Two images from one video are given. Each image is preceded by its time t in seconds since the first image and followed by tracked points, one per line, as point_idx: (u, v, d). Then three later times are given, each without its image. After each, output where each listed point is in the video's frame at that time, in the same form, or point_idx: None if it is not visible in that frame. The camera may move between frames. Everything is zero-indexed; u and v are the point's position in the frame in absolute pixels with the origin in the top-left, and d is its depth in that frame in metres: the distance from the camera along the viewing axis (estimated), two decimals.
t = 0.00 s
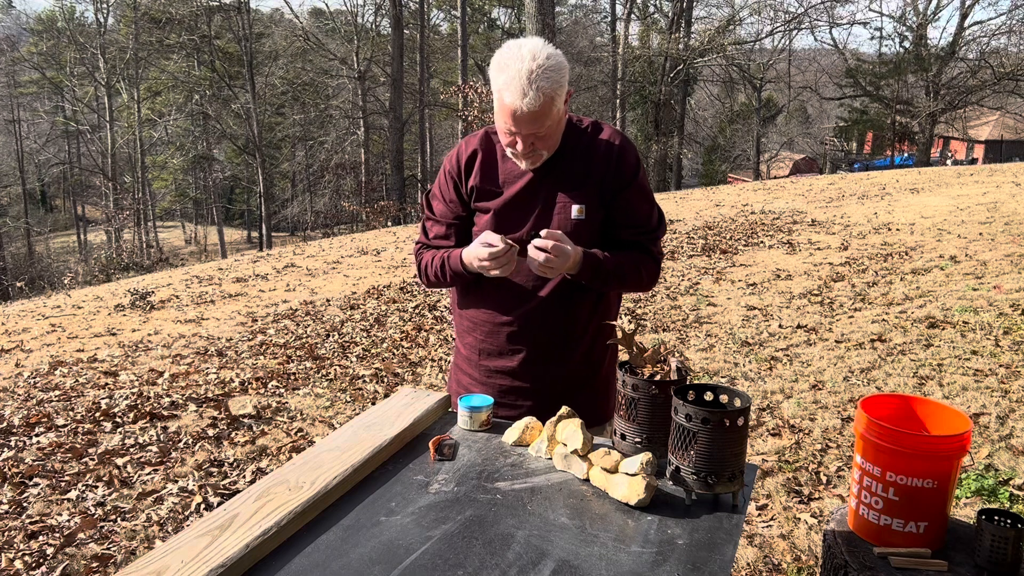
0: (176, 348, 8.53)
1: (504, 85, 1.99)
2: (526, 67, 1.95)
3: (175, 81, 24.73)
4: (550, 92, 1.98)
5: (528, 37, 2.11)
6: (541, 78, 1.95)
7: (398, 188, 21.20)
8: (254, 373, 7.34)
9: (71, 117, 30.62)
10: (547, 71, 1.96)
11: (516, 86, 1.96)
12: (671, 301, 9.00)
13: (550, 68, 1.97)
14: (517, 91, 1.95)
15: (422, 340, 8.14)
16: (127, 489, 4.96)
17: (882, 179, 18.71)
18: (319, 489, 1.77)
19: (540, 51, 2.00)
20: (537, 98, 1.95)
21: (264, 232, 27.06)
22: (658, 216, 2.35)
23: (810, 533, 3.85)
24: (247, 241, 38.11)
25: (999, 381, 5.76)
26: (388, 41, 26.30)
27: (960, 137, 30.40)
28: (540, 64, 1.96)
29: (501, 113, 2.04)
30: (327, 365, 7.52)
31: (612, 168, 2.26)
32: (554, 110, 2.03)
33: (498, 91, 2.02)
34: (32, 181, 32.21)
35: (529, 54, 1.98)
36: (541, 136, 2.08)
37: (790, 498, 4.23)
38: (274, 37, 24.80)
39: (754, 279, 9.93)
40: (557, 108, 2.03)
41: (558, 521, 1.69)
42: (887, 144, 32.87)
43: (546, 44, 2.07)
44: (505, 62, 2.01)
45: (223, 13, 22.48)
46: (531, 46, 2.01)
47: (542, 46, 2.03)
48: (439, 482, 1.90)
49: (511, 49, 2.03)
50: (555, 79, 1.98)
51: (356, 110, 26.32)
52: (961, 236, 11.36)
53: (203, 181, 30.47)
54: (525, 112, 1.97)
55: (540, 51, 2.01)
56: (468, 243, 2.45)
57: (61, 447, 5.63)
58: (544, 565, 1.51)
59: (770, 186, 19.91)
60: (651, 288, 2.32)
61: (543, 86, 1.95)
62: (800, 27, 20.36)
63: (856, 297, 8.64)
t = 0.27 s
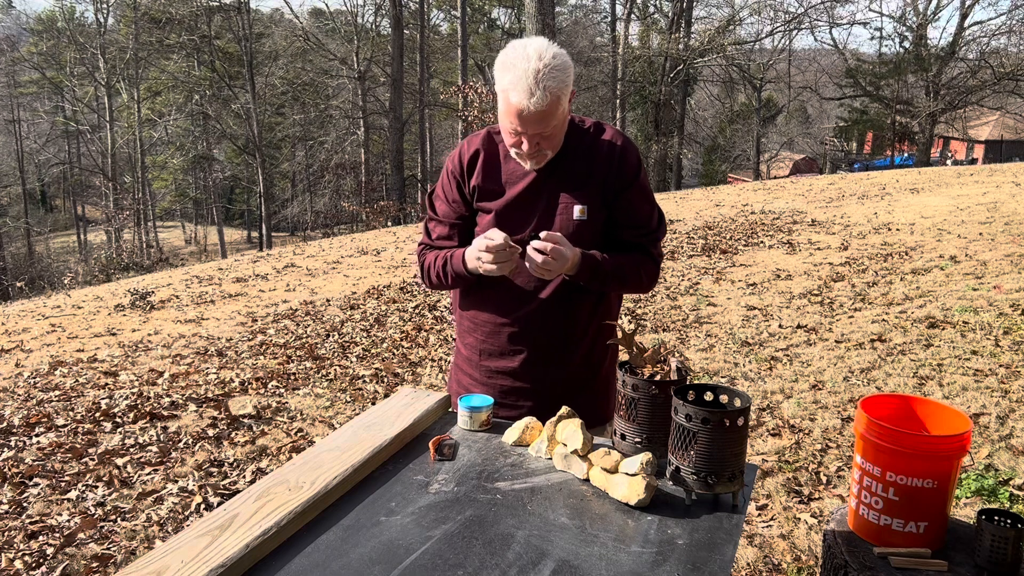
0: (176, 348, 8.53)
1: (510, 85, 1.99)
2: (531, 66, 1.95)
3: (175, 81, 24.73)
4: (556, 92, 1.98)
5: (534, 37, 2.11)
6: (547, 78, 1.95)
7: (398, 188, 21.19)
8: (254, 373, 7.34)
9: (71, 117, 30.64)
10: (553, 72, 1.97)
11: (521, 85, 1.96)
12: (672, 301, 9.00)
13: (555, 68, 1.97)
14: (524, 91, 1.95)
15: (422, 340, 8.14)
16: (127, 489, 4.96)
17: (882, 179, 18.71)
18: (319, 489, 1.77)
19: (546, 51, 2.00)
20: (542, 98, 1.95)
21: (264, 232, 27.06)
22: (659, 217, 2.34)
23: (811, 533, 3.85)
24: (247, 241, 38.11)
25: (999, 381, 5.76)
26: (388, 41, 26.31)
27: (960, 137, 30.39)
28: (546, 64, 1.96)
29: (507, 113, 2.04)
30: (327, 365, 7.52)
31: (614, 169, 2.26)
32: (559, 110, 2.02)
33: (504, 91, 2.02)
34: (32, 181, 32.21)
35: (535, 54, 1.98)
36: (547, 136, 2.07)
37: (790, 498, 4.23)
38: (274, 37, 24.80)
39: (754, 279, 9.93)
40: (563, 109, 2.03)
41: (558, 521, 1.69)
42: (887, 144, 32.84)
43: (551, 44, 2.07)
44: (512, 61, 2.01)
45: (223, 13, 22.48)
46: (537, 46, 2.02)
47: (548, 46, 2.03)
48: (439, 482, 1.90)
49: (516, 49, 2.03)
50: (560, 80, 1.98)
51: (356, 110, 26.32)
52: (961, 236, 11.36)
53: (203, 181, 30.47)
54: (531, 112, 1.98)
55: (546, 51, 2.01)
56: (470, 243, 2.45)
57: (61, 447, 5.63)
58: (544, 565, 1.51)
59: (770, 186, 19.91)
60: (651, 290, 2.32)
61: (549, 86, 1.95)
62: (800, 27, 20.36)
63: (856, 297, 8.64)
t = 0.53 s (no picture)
0: (176, 348, 8.53)
1: (513, 83, 1.99)
2: (535, 65, 1.95)
3: (175, 81, 24.73)
4: (559, 92, 1.98)
5: (537, 36, 2.11)
6: (550, 77, 1.95)
7: (398, 188, 21.19)
8: (254, 373, 7.34)
9: (71, 117, 30.66)
10: (556, 71, 1.96)
11: (524, 85, 1.96)
12: (671, 302, 9.00)
13: (558, 68, 1.97)
14: (527, 90, 1.95)
15: (422, 340, 8.14)
16: (127, 489, 4.96)
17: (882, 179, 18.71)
18: (318, 489, 1.77)
19: (550, 50, 2.00)
20: (545, 98, 1.95)
21: (264, 232, 27.06)
22: (658, 218, 2.34)
23: (811, 533, 3.85)
24: (247, 241, 38.11)
25: (999, 381, 5.76)
26: (388, 41, 26.31)
27: (960, 137, 30.38)
28: (549, 63, 1.96)
29: (509, 112, 2.04)
30: (327, 365, 7.52)
31: (614, 168, 2.26)
32: (561, 111, 2.02)
33: (506, 90, 2.02)
34: (32, 181, 32.20)
35: (539, 54, 1.98)
36: (548, 136, 2.07)
37: (790, 498, 4.23)
38: (274, 37, 24.81)
39: (754, 279, 9.93)
40: (565, 109, 2.03)
41: (559, 521, 1.69)
42: (887, 144, 32.86)
43: (554, 43, 2.07)
44: (515, 60, 2.01)
45: (223, 13, 22.47)
46: (541, 45, 2.02)
47: (551, 45, 2.03)
48: (439, 482, 1.90)
49: (520, 48, 2.04)
50: (563, 79, 1.98)
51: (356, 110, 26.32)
52: (961, 236, 11.36)
53: (204, 181, 30.47)
54: (533, 112, 1.98)
55: (549, 50, 2.01)
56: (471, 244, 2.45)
57: (61, 447, 5.63)
58: (545, 565, 1.51)
59: (770, 186, 19.92)
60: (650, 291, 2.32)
61: (552, 86, 1.95)
62: (800, 27, 20.36)
63: (856, 297, 8.64)
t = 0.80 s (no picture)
0: (176, 348, 8.53)
1: (513, 83, 1.99)
2: (535, 65, 1.95)
3: (175, 81, 24.74)
4: (559, 92, 1.98)
5: (537, 36, 2.11)
6: (551, 77, 1.95)
7: (398, 188, 21.18)
8: (254, 373, 7.34)
9: (71, 117, 30.69)
10: (556, 71, 1.97)
11: (524, 85, 1.96)
12: (671, 301, 9.00)
13: (558, 68, 1.97)
14: (527, 90, 1.95)
15: (422, 340, 8.14)
16: (127, 489, 4.96)
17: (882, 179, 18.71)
18: (318, 489, 1.77)
19: (549, 50, 2.00)
20: (546, 98, 1.95)
21: (264, 232, 27.06)
22: (657, 218, 2.34)
23: (810, 533, 3.86)
24: (247, 241, 38.10)
25: (999, 381, 5.76)
26: (388, 41, 26.32)
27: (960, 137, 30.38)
28: (550, 63, 1.96)
29: (510, 112, 2.04)
30: (326, 365, 7.52)
31: (613, 168, 2.26)
32: (561, 111, 2.02)
33: (506, 90, 2.02)
34: (32, 181, 32.20)
35: (539, 53, 1.98)
36: (548, 135, 2.08)
37: (790, 498, 4.23)
38: (274, 37, 24.80)
39: (754, 279, 9.93)
40: (564, 110, 2.03)
41: (559, 521, 1.69)
42: (887, 144, 32.87)
43: (554, 44, 2.07)
44: (515, 60, 2.01)
45: (223, 13, 22.47)
46: (541, 45, 2.02)
47: (551, 45, 2.03)
48: (439, 481, 1.90)
49: (520, 48, 2.04)
50: (563, 79, 1.98)
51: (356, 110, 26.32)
52: (961, 236, 11.36)
53: (203, 181, 30.47)
54: (533, 112, 1.98)
55: (549, 50, 2.01)
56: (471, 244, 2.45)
57: (61, 447, 5.63)
58: (544, 565, 1.51)
59: (770, 186, 19.92)
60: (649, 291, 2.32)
61: (553, 86, 1.95)
62: (800, 27, 20.36)
63: (856, 297, 8.64)
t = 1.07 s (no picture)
0: (176, 348, 8.53)
1: (513, 85, 1.99)
2: (536, 66, 1.95)
3: (175, 81, 24.74)
4: (560, 94, 1.98)
5: (537, 37, 2.10)
6: (551, 79, 1.95)
7: (398, 188, 21.18)
8: (254, 373, 7.34)
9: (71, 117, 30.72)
10: (556, 73, 1.96)
11: (525, 86, 1.95)
12: (671, 301, 9.00)
13: (558, 70, 1.97)
14: (528, 91, 1.95)
15: (422, 340, 8.14)
16: (127, 489, 4.96)
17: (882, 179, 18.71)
18: (319, 489, 1.77)
19: (549, 51, 2.00)
20: (546, 100, 1.95)
21: (264, 232, 27.07)
22: (655, 219, 2.34)
23: (811, 533, 3.85)
24: (247, 241, 38.10)
25: (999, 381, 5.76)
26: (388, 41, 26.33)
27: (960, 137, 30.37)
28: (550, 64, 1.96)
29: (510, 113, 2.04)
30: (326, 365, 7.52)
31: (611, 169, 2.26)
32: (561, 112, 2.02)
33: (506, 91, 2.02)
34: (32, 181, 32.20)
35: (539, 56, 1.98)
36: (548, 137, 2.08)
37: (790, 498, 4.23)
38: (274, 37, 24.79)
39: (754, 279, 9.93)
40: (564, 110, 2.03)
41: (559, 521, 1.69)
42: (887, 144, 32.87)
43: (553, 45, 2.07)
44: (515, 61, 2.01)
45: (223, 13, 22.47)
46: (541, 46, 2.02)
47: (550, 47, 2.03)
48: (438, 482, 1.90)
49: (520, 49, 2.04)
50: (564, 80, 1.98)
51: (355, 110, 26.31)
52: (961, 236, 11.36)
53: (203, 181, 30.47)
54: (534, 113, 1.98)
55: (549, 51, 2.01)
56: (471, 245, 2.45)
57: (61, 447, 5.63)
58: (544, 565, 1.51)
59: (770, 186, 19.91)
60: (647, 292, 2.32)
61: (553, 87, 1.95)
62: (800, 27, 20.35)
63: (856, 297, 8.64)
